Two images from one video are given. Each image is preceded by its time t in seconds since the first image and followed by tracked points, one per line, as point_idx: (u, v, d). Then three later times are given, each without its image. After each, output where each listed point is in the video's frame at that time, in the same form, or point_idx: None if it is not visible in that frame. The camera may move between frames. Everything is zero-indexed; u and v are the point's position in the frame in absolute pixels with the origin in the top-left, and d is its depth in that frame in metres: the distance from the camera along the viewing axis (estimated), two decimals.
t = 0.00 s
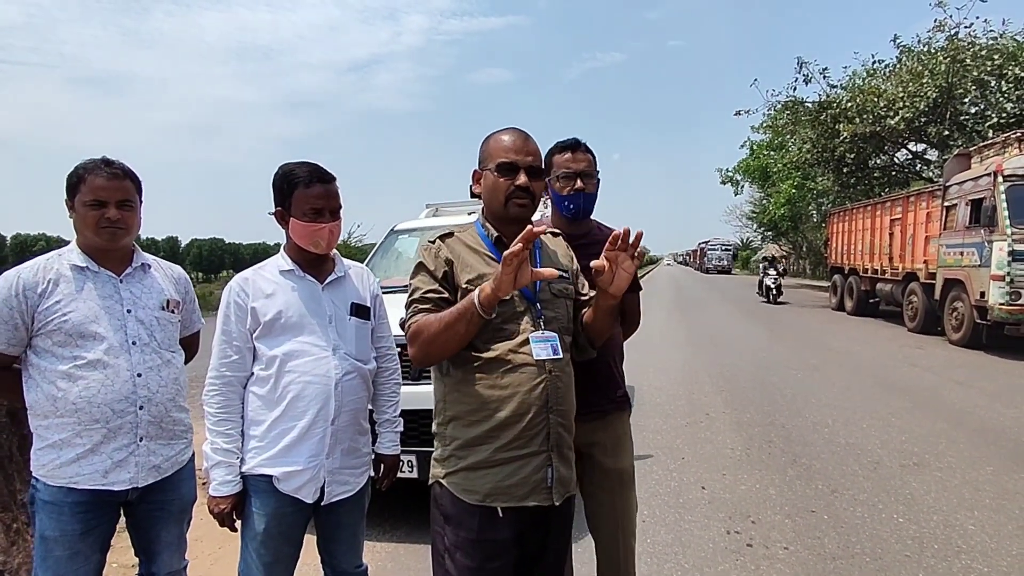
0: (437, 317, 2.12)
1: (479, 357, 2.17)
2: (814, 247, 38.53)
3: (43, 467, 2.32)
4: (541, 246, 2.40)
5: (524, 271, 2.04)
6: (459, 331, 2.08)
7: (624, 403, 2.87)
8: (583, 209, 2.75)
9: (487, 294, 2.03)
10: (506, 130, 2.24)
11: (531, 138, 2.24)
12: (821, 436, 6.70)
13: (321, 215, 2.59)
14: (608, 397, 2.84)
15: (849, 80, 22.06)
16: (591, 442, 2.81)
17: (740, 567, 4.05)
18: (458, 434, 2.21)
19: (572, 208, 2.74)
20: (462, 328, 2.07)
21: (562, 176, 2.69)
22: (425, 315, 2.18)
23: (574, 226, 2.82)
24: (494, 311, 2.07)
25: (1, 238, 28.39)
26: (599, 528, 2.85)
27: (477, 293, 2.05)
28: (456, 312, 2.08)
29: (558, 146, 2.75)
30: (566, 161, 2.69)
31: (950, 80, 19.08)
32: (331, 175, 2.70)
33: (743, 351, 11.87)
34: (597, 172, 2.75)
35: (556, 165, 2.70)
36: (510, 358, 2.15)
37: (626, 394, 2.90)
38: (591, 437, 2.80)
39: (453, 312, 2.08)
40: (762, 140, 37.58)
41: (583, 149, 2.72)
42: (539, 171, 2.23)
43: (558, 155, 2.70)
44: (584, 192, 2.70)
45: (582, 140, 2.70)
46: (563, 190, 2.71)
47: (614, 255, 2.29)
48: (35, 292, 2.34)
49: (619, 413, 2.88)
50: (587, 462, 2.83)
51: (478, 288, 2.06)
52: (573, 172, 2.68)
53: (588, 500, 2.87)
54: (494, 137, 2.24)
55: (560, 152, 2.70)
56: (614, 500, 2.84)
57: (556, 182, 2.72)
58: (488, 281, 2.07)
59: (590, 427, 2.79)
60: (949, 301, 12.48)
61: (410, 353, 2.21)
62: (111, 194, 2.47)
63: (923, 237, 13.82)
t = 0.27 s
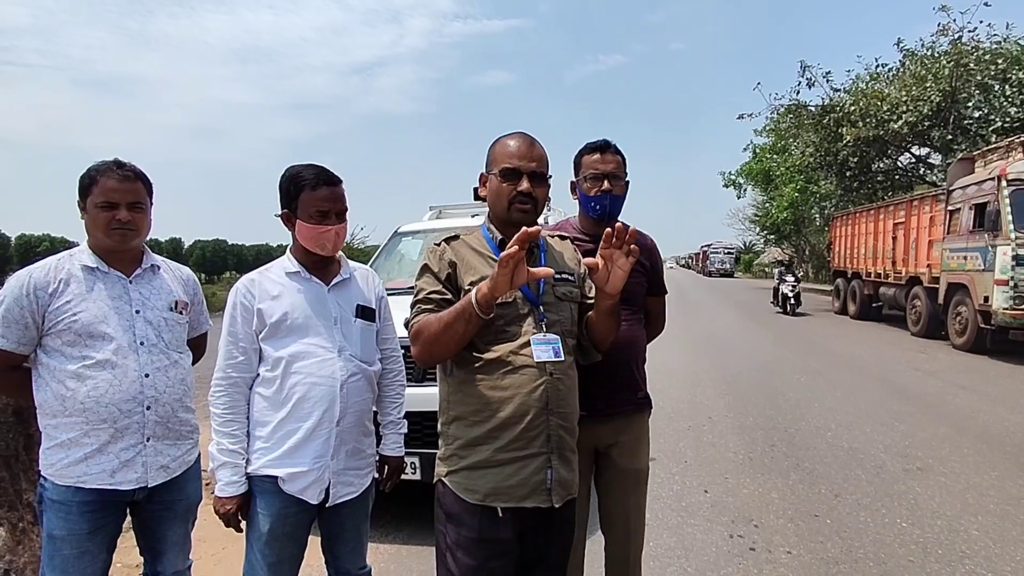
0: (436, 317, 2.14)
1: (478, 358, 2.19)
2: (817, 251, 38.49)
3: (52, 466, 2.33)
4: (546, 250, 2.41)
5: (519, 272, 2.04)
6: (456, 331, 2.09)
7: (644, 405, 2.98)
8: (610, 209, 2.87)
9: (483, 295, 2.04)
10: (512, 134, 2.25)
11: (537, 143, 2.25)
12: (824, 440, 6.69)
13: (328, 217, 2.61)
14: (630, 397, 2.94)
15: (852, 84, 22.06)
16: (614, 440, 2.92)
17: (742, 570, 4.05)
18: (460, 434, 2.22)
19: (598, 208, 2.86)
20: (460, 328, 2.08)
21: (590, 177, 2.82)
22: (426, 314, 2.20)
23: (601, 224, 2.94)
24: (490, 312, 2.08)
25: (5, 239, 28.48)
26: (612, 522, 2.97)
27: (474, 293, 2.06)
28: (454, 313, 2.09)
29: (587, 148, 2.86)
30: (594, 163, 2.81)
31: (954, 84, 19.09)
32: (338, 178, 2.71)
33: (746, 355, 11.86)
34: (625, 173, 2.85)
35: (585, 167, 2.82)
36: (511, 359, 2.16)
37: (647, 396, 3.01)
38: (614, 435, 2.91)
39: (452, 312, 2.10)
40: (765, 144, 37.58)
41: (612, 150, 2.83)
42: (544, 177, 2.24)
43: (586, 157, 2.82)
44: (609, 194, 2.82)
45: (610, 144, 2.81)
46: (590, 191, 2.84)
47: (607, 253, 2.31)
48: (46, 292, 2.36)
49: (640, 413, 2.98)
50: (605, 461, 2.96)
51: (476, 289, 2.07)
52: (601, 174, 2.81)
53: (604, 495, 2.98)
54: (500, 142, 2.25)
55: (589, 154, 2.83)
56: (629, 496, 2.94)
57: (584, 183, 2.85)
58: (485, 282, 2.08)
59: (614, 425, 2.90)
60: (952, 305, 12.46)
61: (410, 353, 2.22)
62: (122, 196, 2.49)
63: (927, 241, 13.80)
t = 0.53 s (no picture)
0: (432, 322, 2.17)
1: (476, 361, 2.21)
2: (819, 255, 38.48)
3: (59, 467, 2.35)
4: (550, 253, 2.42)
5: (511, 280, 2.06)
6: (450, 337, 2.12)
7: (657, 409, 3.00)
8: (633, 216, 2.89)
9: (475, 302, 2.06)
10: (513, 139, 2.27)
11: (537, 147, 2.26)
12: (826, 445, 6.69)
13: (332, 221, 2.62)
14: (643, 402, 2.95)
15: (855, 88, 22.06)
16: (625, 442, 2.95)
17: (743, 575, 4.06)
18: (461, 436, 2.24)
19: (623, 215, 2.88)
20: (454, 334, 2.11)
21: (616, 183, 2.85)
22: (424, 320, 2.23)
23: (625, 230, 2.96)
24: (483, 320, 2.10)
25: (10, 241, 28.63)
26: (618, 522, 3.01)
27: (467, 300, 2.09)
28: (448, 319, 2.12)
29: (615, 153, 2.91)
30: (621, 168, 2.84)
31: (957, 88, 19.09)
32: (343, 182, 2.73)
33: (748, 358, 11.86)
34: (651, 182, 2.88)
35: (612, 171, 2.86)
36: (510, 363, 2.17)
37: (661, 401, 3.02)
38: (626, 436, 2.94)
39: (446, 319, 2.13)
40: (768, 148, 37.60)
41: (640, 157, 2.87)
42: (545, 181, 2.25)
43: (614, 162, 2.86)
44: (634, 200, 2.84)
45: (639, 150, 2.86)
46: (615, 196, 2.86)
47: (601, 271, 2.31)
48: (54, 295, 2.38)
49: (652, 417, 3.00)
50: (615, 462, 2.99)
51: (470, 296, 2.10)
52: (627, 180, 2.83)
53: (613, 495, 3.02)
54: (502, 147, 2.26)
55: (616, 159, 2.87)
56: (637, 496, 2.98)
57: (610, 188, 2.88)
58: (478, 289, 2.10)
59: (627, 428, 2.93)
60: (955, 310, 12.45)
61: (410, 357, 2.26)
62: (130, 199, 2.51)
63: (930, 246, 13.79)
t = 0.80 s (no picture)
0: (432, 331, 2.17)
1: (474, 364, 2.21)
2: (821, 258, 38.46)
3: (61, 469, 2.35)
4: (551, 256, 2.41)
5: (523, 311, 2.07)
6: (451, 348, 2.13)
7: (662, 415, 2.97)
8: (647, 221, 2.89)
9: (476, 316, 2.06)
10: (514, 142, 2.27)
11: (538, 150, 2.26)
12: (828, 448, 6.68)
13: (333, 223, 2.62)
14: (647, 407, 2.93)
15: (857, 91, 22.05)
16: (628, 445, 2.95)
17: None
18: (460, 438, 2.23)
19: (636, 219, 2.89)
20: (454, 344, 2.12)
21: (631, 187, 2.88)
22: (424, 327, 2.23)
23: (639, 236, 2.96)
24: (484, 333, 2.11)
25: (12, 243, 28.71)
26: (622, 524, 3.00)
27: (468, 313, 2.09)
28: (449, 330, 2.12)
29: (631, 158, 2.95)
30: (637, 173, 2.88)
31: (959, 91, 19.05)
32: (344, 184, 2.73)
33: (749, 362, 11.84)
34: (666, 188, 2.91)
35: (628, 175, 2.90)
36: (508, 365, 2.17)
37: (667, 406, 2.99)
38: (629, 439, 2.94)
39: (446, 329, 2.13)
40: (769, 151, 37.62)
41: (656, 163, 2.91)
42: (545, 183, 2.24)
43: (631, 166, 2.90)
44: (649, 205, 2.86)
45: (656, 154, 2.90)
46: (630, 201, 2.89)
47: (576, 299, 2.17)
48: (57, 296, 2.38)
49: (658, 422, 2.98)
50: (619, 464, 3.00)
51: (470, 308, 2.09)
52: (643, 185, 2.87)
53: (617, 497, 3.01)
54: (503, 149, 2.26)
55: (634, 164, 2.91)
56: (640, 499, 2.97)
57: (625, 192, 2.91)
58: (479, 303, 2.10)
59: (630, 431, 2.92)
60: (958, 313, 12.42)
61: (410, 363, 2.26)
62: (133, 201, 2.51)
63: (932, 249, 13.78)
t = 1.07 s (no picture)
0: (427, 331, 2.17)
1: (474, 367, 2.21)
2: (822, 260, 38.45)
3: (61, 473, 2.35)
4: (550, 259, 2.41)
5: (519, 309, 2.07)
6: (447, 348, 2.13)
7: (663, 418, 2.96)
8: (647, 220, 2.90)
9: (470, 314, 2.06)
10: (515, 146, 2.27)
11: (539, 154, 2.26)
12: (829, 451, 6.67)
13: (333, 226, 2.62)
14: (647, 410, 2.92)
15: (857, 94, 22.06)
16: (628, 448, 2.95)
17: None
18: (459, 441, 2.23)
19: (635, 219, 2.90)
20: (450, 345, 2.12)
21: (630, 187, 2.90)
22: (421, 328, 2.23)
23: (640, 237, 2.96)
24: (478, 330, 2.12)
25: (13, 246, 28.73)
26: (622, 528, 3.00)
27: (461, 310, 2.09)
28: (444, 330, 2.12)
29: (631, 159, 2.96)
30: (636, 173, 2.90)
31: (960, 94, 19.14)
32: (345, 187, 2.73)
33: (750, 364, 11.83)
34: (666, 188, 2.92)
35: (628, 176, 2.91)
36: (507, 369, 2.17)
37: (668, 409, 2.98)
38: (629, 442, 2.93)
39: (442, 329, 2.13)
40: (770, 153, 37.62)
41: (656, 163, 2.92)
42: (545, 190, 2.24)
43: (630, 168, 2.92)
44: (647, 204, 2.86)
45: (655, 155, 2.91)
46: (630, 201, 2.90)
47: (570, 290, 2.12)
48: (58, 299, 2.38)
49: (658, 425, 2.97)
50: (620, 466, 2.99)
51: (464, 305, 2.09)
52: (641, 184, 2.88)
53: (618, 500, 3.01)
54: (503, 153, 2.26)
55: (633, 165, 2.93)
56: (640, 502, 2.97)
57: (625, 193, 2.92)
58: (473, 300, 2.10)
59: (629, 433, 2.92)
60: (959, 316, 12.38)
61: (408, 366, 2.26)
62: (135, 204, 2.51)
63: (932, 251, 13.79)
